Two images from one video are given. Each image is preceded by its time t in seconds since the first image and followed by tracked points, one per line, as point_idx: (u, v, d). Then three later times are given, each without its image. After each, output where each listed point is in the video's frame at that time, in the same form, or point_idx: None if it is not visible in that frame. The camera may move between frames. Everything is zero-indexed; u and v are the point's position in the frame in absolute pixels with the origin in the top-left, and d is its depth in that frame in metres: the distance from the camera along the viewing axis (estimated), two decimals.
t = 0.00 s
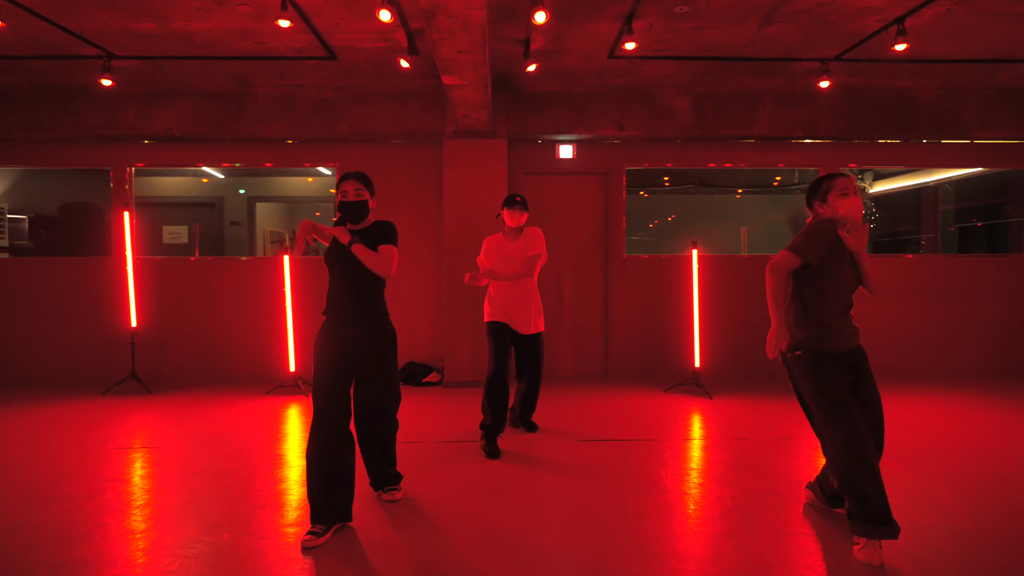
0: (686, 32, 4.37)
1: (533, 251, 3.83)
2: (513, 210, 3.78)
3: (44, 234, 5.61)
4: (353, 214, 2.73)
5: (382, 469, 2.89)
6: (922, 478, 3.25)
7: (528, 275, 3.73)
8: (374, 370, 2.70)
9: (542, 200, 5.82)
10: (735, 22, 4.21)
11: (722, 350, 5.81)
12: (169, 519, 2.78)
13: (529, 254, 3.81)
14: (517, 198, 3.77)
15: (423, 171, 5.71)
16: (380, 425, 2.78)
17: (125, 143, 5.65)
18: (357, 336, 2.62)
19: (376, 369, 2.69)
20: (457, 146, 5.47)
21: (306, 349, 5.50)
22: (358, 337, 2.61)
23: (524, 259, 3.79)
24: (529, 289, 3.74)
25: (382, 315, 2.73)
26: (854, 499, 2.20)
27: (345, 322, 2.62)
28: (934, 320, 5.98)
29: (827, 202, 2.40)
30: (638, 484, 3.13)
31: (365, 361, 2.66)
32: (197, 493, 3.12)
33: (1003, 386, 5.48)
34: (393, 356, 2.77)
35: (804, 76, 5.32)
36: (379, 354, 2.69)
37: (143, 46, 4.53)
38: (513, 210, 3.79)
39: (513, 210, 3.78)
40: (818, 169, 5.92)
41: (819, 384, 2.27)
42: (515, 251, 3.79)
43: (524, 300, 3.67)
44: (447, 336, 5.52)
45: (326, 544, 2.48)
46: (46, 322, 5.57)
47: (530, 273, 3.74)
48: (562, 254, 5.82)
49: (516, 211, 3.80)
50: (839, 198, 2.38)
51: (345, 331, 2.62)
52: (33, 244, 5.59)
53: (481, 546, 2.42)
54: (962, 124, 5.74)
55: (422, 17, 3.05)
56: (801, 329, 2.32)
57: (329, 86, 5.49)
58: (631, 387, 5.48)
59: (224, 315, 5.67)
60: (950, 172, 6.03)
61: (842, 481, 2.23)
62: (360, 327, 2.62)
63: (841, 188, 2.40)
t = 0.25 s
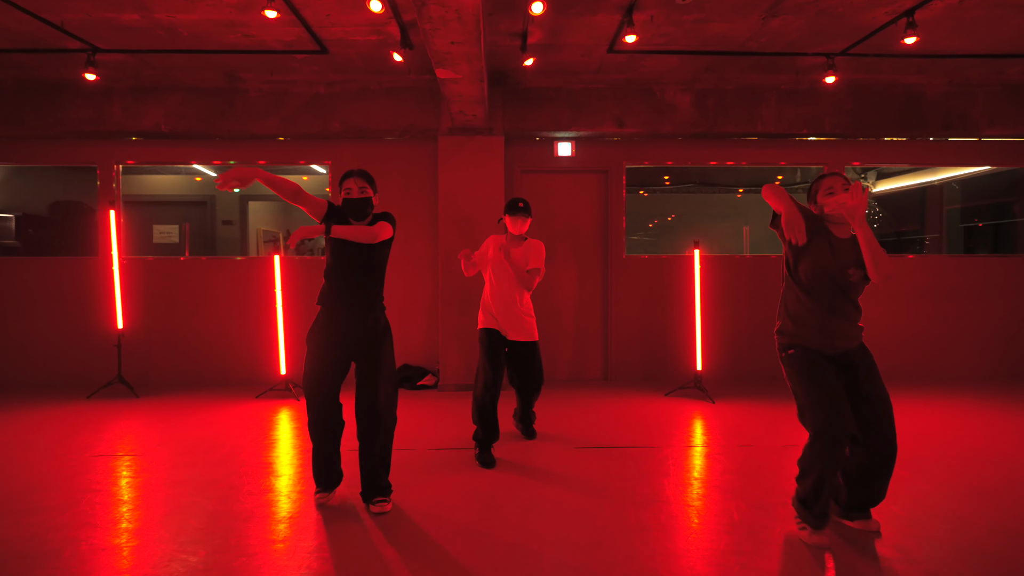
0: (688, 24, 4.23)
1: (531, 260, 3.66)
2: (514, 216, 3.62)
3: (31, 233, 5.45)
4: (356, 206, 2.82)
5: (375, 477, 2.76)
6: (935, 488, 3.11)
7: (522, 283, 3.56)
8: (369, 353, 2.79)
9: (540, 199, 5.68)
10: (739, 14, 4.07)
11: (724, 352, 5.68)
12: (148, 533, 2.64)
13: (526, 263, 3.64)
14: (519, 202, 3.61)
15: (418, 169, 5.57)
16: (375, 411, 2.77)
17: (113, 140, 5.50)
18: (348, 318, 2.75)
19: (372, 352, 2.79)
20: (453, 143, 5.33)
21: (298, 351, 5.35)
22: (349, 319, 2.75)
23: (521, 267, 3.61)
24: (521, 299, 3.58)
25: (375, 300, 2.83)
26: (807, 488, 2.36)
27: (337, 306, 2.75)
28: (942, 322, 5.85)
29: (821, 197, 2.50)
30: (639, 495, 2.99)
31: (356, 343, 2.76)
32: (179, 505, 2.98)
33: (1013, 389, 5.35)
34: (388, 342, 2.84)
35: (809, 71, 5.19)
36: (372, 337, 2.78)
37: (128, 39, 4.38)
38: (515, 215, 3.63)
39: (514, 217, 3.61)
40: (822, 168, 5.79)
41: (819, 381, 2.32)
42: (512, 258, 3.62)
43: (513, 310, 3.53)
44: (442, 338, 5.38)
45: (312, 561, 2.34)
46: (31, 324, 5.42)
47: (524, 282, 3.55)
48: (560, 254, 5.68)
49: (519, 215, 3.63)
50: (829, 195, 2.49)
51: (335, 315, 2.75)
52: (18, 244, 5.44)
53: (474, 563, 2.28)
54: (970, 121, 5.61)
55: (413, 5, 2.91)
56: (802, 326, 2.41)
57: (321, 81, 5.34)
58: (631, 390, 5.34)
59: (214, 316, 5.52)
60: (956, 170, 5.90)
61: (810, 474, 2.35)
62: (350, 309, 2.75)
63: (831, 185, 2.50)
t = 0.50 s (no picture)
0: (690, 19, 4.16)
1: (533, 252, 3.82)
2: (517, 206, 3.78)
3: (24, 232, 5.37)
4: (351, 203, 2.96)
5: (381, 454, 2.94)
6: (944, 492, 3.04)
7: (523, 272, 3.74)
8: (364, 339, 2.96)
9: (539, 197, 5.60)
10: (742, 8, 4.00)
11: (726, 352, 5.60)
12: (136, 539, 2.56)
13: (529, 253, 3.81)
14: (523, 194, 3.74)
15: (416, 166, 5.49)
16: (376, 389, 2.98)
17: (106, 137, 5.42)
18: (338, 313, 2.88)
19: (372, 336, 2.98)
20: (451, 140, 5.25)
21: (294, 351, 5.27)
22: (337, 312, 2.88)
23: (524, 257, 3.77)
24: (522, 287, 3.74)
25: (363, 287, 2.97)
26: (754, 459, 2.84)
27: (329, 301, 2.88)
28: (946, 322, 5.78)
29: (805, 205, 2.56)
30: (641, 499, 2.91)
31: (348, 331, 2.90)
32: (170, 509, 2.90)
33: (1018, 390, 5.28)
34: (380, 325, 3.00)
35: (812, 67, 5.11)
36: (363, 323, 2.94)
37: (119, 34, 4.30)
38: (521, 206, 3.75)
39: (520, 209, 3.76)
40: (828, 165, 5.72)
41: (780, 392, 2.64)
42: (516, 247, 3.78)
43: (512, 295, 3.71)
44: (440, 338, 5.30)
45: (304, 567, 2.26)
46: (23, 324, 5.34)
47: (525, 271, 3.72)
48: (560, 252, 5.61)
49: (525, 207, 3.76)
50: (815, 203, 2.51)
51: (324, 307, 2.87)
52: (9, 242, 5.36)
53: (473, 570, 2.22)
54: (975, 117, 5.53)
55: None
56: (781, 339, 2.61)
57: (317, 77, 5.26)
58: (632, 391, 5.27)
59: (209, 316, 5.45)
60: (961, 168, 5.83)
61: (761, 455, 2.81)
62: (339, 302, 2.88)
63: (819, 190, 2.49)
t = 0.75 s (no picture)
0: (690, 21, 4.20)
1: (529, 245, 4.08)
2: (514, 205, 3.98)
3: (27, 231, 5.41)
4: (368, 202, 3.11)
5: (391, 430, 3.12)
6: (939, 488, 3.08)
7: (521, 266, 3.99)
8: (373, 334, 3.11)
9: (540, 197, 5.65)
10: (741, 10, 4.05)
11: (725, 351, 5.65)
12: (143, 532, 2.60)
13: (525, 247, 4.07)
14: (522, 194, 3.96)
15: (417, 166, 5.54)
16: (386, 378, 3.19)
17: (110, 136, 5.46)
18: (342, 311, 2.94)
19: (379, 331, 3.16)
20: (453, 141, 5.29)
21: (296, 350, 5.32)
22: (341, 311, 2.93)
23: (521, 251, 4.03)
24: (520, 280, 3.98)
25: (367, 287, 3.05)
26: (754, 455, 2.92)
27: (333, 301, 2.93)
28: (943, 322, 5.83)
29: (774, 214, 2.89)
30: (641, 494, 2.96)
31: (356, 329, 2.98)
32: (176, 504, 2.94)
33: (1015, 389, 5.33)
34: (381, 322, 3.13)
35: (811, 68, 5.16)
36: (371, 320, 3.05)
37: (124, 34, 4.34)
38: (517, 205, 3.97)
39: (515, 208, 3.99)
40: (826, 167, 5.77)
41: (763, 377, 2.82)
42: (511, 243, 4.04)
43: (511, 289, 3.96)
44: (442, 337, 5.35)
45: (310, 560, 2.30)
46: (27, 322, 5.38)
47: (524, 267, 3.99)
48: (560, 252, 5.65)
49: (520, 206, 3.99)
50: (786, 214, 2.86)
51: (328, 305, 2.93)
52: (13, 242, 5.40)
53: (477, 562, 2.26)
54: (972, 119, 5.58)
55: None
56: (754, 331, 2.85)
57: (320, 78, 5.31)
58: (632, 389, 5.31)
59: (212, 314, 5.49)
60: (958, 169, 5.88)
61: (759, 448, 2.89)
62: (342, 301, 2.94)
63: (789, 203, 2.85)
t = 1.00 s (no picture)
0: (687, 28, 4.32)
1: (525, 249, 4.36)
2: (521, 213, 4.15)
3: (36, 233, 5.52)
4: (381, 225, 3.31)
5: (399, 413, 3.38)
6: (929, 480, 3.20)
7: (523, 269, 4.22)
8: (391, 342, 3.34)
9: (541, 198, 5.76)
10: (738, 18, 4.16)
11: (723, 350, 5.76)
12: (163, 521, 2.72)
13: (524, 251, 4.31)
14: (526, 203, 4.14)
15: (421, 169, 5.65)
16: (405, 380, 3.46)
17: (119, 140, 5.57)
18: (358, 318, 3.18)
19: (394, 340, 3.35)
20: (456, 144, 5.41)
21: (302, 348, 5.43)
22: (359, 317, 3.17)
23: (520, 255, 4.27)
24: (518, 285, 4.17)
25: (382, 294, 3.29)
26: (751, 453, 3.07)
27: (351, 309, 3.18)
28: (936, 320, 5.95)
29: (770, 218, 3.06)
30: (640, 486, 3.08)
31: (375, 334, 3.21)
32: (192, 496, 3.05)
33: (1006, 387, 5.44)
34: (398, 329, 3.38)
35: (806, 73, 5.28)
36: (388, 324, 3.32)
37: (136, 41, 4.45)
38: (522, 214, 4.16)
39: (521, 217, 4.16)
40: (820, 169, 5.88)
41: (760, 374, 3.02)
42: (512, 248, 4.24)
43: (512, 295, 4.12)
44: (445, 335, 5.47)
45: (325, 547, 2.42)
46: (39, 322, 5.49)
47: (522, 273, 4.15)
48: (561, 253, 5.77)
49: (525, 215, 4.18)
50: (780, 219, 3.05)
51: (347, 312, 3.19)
52: (25, 243, 5.51)
53: (484, 548, 2.37)
54: (964, 122, 5.70)
55: (422, 11, 3.00)
56: (745, 334, 3.08)
57: (326, 82, 5.42)
58: (631, 387, 5.43)
59: (220, 314, 5.60)
60: (951, 171, 6.00)
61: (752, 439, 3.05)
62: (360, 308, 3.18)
63: (785, 210, 3.04)
